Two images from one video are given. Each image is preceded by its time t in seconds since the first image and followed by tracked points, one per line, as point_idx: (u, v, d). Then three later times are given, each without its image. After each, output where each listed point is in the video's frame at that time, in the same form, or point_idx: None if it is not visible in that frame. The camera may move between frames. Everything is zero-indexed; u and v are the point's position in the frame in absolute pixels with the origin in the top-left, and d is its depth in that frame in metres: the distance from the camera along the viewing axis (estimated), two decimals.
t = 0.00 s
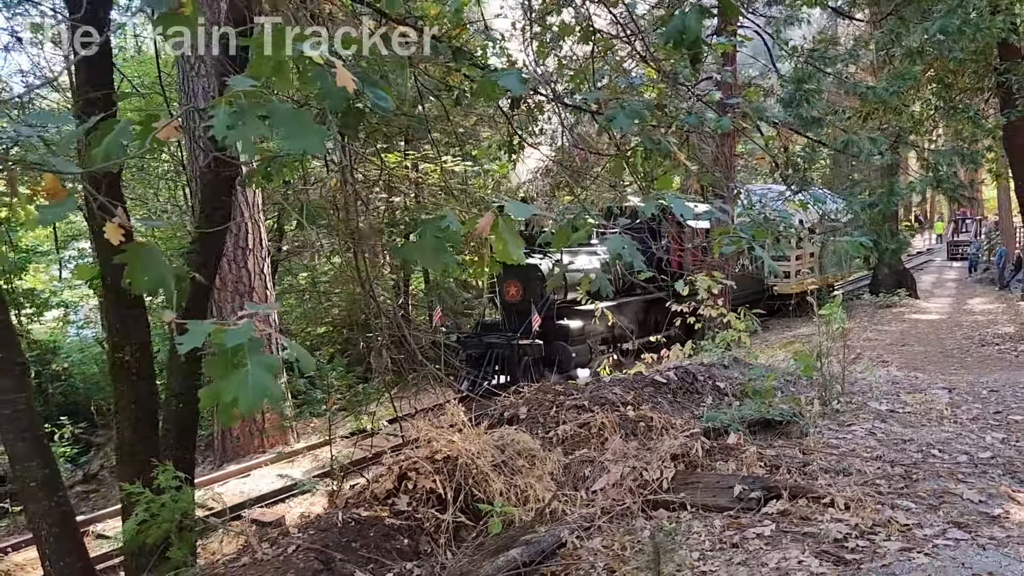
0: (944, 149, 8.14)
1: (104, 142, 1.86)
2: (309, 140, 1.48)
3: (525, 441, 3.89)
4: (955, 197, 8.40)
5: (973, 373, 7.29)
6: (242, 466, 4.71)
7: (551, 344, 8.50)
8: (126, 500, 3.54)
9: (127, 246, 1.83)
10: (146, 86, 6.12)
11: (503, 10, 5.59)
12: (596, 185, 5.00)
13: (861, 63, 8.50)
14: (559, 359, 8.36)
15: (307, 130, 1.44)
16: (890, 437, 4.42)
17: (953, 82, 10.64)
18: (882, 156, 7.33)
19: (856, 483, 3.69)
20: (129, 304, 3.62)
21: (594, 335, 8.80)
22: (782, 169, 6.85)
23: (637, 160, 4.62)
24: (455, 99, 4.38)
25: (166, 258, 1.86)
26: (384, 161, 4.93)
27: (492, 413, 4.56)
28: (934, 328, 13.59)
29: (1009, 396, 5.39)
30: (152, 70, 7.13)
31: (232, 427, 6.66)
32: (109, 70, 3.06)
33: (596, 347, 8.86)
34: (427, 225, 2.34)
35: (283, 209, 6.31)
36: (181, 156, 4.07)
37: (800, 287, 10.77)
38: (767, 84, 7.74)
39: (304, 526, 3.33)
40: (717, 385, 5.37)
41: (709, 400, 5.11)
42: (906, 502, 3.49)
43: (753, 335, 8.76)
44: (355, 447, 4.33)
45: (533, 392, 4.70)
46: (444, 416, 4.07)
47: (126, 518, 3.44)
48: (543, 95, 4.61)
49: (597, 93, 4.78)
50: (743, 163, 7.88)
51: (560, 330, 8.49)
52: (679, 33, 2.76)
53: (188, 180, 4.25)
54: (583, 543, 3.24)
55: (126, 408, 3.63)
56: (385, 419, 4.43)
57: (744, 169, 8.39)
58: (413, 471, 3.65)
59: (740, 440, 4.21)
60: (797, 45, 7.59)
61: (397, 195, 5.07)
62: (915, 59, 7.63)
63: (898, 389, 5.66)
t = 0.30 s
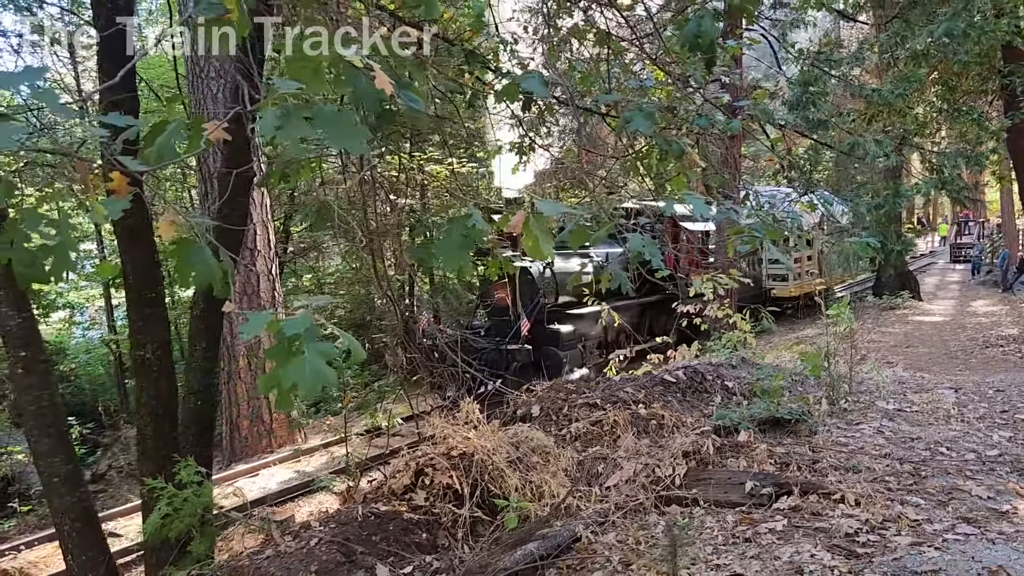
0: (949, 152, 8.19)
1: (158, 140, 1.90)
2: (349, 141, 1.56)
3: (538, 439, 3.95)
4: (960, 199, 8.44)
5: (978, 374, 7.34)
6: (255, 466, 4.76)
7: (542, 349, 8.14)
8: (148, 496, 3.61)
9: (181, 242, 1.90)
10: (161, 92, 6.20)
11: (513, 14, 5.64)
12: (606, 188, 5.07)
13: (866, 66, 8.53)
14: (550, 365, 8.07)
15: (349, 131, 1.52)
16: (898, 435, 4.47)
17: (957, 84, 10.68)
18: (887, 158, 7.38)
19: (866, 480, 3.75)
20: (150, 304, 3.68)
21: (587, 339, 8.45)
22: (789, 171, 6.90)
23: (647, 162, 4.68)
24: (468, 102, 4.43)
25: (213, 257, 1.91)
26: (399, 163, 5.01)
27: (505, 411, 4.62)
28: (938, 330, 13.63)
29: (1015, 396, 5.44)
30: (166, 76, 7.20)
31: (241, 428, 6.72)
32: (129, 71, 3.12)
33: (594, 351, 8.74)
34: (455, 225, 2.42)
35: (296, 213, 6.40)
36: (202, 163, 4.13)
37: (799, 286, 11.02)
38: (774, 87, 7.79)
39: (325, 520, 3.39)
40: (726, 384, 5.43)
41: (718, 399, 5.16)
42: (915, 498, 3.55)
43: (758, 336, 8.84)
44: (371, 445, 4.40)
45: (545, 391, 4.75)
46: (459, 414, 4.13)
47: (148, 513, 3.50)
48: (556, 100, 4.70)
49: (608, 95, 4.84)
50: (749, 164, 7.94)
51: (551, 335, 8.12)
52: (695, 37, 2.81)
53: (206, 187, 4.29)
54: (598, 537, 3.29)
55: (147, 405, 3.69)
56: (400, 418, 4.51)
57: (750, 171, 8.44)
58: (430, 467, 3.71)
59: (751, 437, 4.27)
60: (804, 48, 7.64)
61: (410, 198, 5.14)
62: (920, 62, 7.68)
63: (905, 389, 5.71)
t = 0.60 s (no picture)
0: (962, 160, 8.19)
1: (206, 143, 1.86)
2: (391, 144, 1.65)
3: (555, 442, 3.97)
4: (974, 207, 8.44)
5: (992, 383, 7.32)
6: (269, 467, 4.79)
7: (534, 360, 7.55)
8: (169, 496, 3.65)
9: (229, 243, 1.96)
10: (181, 100, 6.24)
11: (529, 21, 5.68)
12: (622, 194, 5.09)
13: (879, 75, 8.53)
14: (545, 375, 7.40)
15: (393, 134, 1.61)
16: (913, 442, 4.48)
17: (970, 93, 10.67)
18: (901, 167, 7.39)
19: (883, 486, 3.76)
20: (173, 306, 3.72)
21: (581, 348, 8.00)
22: (802, 179, 6.91)
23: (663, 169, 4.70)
24: (485, 108, 4.47)
25: (255, 258, 1.98)
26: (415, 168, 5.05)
27: (521, 415, 4.64)
28: (949, 339, 13.58)
29: None
30: (183, 83, 7.24)
31: (254, 431, 6.75)
32: (153, 72, 3.17)
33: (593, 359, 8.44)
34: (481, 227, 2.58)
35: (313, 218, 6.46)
36: (221, 166, 4.15)
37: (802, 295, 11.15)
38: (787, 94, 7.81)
39: (345, 521, 3.42)
40: (740, 391, 5.43)
41: (733, 405, 5.17)
42: (933, 505, 3.55)
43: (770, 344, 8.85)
44: (387, 448, 4.43)
45: (561, 395, 4.77)
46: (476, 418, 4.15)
47: (170, 513, 3.54)
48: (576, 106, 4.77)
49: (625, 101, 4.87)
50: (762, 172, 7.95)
51: (546, 344, 7.50)
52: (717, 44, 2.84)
53: (222, 192, 4.34)
54: (617, 541, 3.31)
55: (169, 406, 3.73)
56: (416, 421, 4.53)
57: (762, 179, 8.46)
58: (449, 470, 3.74)
59: (768, 443, 4.28)
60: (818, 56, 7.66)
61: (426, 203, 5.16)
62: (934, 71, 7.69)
63: (920, 396, 5.71)
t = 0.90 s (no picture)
0: (977, 171, 8.17)
1: (249, 151, 1.92)
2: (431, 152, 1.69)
3: (575, 452, 3.96)
4: (989, 218, 8.41)
5: (1009, 394, 7.28)
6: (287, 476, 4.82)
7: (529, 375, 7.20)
8: (191, 504, 3.67)
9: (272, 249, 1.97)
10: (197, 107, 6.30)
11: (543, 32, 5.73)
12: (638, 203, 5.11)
13: (892, 86, 8.52)
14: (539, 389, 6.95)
15: (433, 142, 1.65)
16: (933, 454, 4.46)
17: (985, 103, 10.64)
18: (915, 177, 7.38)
19: (905, 498, 3.74)
20: (195, 314, 3.75)
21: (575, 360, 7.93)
22: (817, 189, 6.91)
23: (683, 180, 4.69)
24: (504, 117, 4.50)
25: (294, 263, 2.00)
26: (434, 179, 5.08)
27: (539, 424, 4.66)
28: (963, 350, 13.52)
29: None
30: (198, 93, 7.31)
31: (266, 440, 6.74)
32: (175, 80, 3.19)
33: (590, 373, 8.25)
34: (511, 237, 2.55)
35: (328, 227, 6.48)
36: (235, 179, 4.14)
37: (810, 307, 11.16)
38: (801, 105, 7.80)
39: (368, 530, 3.43)
40: (757, 401, 5.42)
41: (750, 416, 5.16)
42: (956, 517, 3.53)
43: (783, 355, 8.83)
44: (405, 456, 4.44)
45: (579, 405, 4.78)
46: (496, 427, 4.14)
47: (192, 520, 3.56)
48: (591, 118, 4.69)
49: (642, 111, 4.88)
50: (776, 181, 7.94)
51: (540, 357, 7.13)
52: (742, 54, 2.86)
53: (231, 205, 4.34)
54: (638, 551, 3.30)
55: (190, 414, 3.76)
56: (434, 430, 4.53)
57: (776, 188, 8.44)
58: (469, 479, 3.74)
59: (787, 454, 4.28)
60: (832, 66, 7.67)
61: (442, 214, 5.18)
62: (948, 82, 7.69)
63: (937, 408, 5.69)
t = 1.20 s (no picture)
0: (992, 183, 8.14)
1: (294, 162, 1.77)
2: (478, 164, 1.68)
3: (597, 466, 3.94)
4: (1004, 230, 8.38)
5: None
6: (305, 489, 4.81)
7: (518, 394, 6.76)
8: (213, 517, 3.66)
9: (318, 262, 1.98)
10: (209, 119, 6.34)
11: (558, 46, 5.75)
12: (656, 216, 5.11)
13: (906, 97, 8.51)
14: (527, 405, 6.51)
15: (479, 153, 1.65)
16: (957, 467, 4.43)
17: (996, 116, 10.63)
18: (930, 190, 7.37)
19: (932, 512, 3.70)
20: (217, 326, 3.75)
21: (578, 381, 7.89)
22: (832, 201, 6.90)
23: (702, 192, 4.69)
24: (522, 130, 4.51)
25: (339, 278, 1.98)
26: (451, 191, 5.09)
27: (559, 437, 4.65)
28: (975, 363, 13.45)
29: None
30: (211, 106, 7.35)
31: (279, 453, 6.75)
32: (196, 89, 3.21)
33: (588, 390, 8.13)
34: (544, 247, 2.47)
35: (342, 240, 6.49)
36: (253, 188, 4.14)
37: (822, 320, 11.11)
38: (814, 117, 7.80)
39: (391, 543, 3.41)
40: (776, 414, 5.39)
41: (769, 429, 5.13)
42: (985, 531, 3.50)
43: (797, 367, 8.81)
44: (425, 470, 4.43)
45: (599, 417, 4.77)
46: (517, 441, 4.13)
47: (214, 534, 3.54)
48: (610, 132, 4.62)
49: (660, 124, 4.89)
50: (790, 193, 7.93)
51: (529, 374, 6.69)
52: (771, 66, 2.87)
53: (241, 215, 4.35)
54: (663, 565, 3.27)
55: (212, 427, 3.75)
56: (453, 443, 4.52)
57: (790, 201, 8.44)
58: (492, 492, 3.72)
59: (810, 467, 4.25)
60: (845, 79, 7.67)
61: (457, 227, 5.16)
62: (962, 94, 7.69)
63: (957, 421, 5.65)
